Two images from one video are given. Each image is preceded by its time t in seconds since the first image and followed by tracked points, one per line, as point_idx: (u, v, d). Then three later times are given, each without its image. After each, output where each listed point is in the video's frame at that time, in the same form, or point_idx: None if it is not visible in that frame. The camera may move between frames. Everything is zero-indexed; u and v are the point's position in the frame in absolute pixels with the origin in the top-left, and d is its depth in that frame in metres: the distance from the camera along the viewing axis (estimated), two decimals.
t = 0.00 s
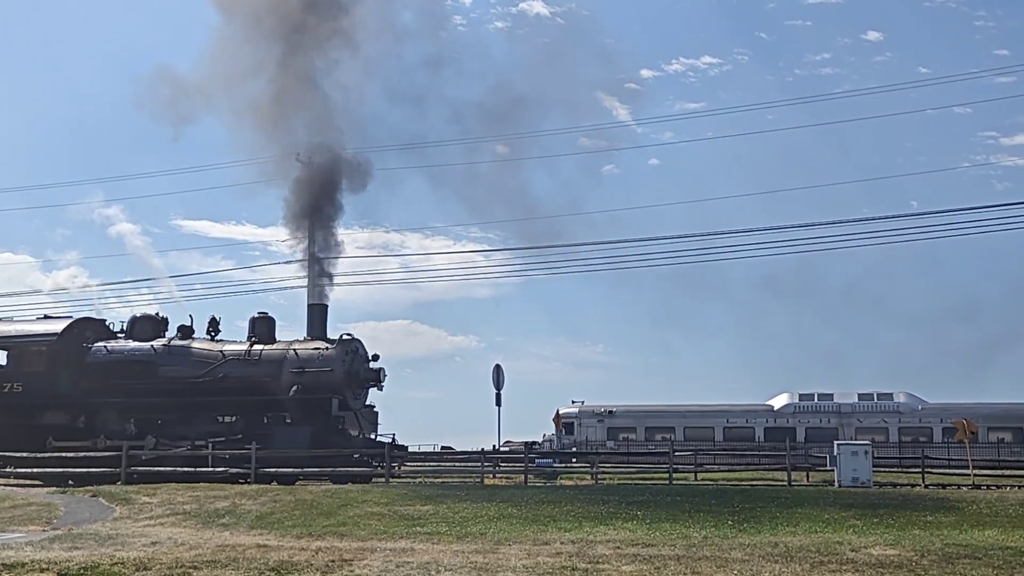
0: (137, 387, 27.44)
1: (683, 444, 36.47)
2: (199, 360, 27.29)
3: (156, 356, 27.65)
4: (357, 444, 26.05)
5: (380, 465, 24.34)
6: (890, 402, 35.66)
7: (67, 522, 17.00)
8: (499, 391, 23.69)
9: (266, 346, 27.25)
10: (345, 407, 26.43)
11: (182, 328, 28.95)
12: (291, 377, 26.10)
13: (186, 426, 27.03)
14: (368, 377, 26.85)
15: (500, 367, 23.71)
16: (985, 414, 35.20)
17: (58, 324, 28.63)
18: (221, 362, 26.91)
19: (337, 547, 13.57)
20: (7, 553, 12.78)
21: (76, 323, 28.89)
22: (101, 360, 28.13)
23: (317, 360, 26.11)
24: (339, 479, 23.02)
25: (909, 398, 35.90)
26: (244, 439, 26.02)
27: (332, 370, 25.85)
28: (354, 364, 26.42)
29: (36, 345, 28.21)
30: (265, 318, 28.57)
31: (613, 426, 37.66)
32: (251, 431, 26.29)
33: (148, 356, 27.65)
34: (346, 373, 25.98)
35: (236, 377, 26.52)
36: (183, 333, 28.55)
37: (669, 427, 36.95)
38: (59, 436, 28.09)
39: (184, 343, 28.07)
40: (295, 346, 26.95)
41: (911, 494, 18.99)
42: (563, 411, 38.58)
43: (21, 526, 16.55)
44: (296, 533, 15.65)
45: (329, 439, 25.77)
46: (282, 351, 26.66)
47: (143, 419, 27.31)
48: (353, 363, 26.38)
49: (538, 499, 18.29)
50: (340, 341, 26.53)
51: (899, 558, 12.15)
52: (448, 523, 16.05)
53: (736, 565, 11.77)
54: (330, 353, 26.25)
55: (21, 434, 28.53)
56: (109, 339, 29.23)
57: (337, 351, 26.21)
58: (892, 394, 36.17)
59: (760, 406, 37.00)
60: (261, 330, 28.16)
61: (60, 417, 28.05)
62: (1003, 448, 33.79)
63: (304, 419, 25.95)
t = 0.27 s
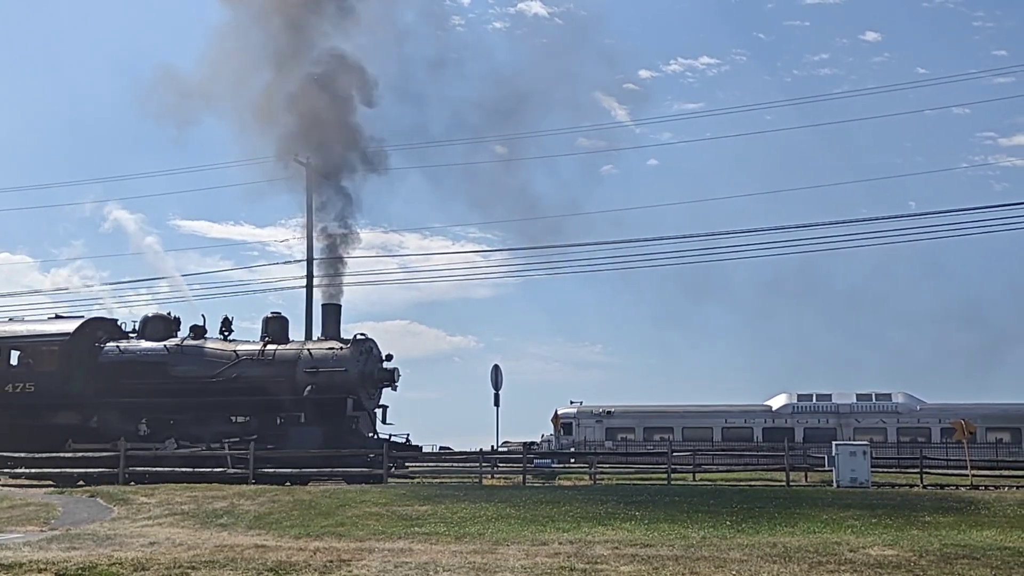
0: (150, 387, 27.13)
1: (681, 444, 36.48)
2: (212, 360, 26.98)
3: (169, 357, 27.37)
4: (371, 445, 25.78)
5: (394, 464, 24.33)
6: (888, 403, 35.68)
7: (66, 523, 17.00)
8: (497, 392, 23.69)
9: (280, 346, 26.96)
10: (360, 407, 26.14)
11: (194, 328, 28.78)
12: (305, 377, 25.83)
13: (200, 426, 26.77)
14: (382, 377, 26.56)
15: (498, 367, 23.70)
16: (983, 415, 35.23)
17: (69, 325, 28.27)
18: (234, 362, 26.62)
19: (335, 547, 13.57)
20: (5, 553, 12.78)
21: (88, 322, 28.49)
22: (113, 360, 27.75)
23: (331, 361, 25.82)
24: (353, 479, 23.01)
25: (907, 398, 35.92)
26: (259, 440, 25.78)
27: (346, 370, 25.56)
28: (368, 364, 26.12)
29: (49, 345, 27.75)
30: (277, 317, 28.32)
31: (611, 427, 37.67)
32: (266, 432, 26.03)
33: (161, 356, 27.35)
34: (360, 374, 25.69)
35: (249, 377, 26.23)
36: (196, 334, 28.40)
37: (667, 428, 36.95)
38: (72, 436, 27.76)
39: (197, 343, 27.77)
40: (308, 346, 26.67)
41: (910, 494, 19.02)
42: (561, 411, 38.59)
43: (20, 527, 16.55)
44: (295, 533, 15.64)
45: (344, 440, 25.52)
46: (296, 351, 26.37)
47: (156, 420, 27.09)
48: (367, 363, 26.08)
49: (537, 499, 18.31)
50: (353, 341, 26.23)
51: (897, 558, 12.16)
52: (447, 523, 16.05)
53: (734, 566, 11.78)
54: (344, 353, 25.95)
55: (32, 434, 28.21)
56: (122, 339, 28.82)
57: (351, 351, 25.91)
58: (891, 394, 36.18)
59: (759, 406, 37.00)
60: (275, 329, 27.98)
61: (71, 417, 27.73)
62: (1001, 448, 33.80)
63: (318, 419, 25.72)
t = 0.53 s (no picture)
0: (165, 388, 26.82)
1: (680, 445, 36.49)
2: (227, 360, 26.70)
3: (184, 357, 27.11)
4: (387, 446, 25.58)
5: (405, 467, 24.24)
6: (887, 403, 35.71)
7: (64, 523, 16.99)
8: (496, 392, 23.71)
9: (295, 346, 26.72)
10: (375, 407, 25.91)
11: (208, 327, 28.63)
12: (320, 377, 25.57)
13: (216, 426, 26.46)
14: (397, 378, 26.41)
15: (497, 367, 23.72)
16: (982, 416, 35.26)
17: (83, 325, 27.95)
18: (250, 362, 26.35)
19: (334, 548, 13.58)
20: (4, 553, 12.80)
21: (101, 323, 28.22)
22: (127, 360, 27.46)
23: (347, 360, 25.59)
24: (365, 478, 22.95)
25: (905, 399, 35.94)
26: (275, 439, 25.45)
27: (362, 370, 25.32)
28: (383, 364, 25.90)
29: (62, 345, 27.51)
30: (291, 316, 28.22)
31: (610, 427, 37.69)
32: (282, 432, 25.70)
33: (175, 356, 27.12)
34: (375, 374, 25.47)
35: (265, 377, 25.93)
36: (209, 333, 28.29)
37: (666, 428, 36.95)
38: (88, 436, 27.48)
39: (211, 343, 27.53)
40: (323, 346, 26.44)
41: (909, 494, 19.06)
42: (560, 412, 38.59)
43: (19, 527, 16.55)
44: (293, 533, 15.64)
45: (361, 440, 25.19)
46: (311, 352, 26.13)
47: (171, 421, 26.79)
48: (382, 363, 25.87)
49: (536, 500, 18.33)
50: (368, 341, 26.01)
51: (896, 559, 12.18)
52: (445, 524, 16.06)
53: (733, 566, 11.79)
54: (359, 353, 25.72)
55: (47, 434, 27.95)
56: (135, 339, 28.57)
57: (366, 351, 25.68)
58: (889, 395, 36.20)
59: (757, 407, 37.01)
60: (289, 329, 27.85)
61: (86, 418, 27.50)
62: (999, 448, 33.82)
63: (334, 419, 25.44)
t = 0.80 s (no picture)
0: (179, 387, 26.68)
1: (678, 445, 36.48)
2: (243, 360, 26.51)
3: (199, 357, 26.92)
4: (404, 446, 25.38)
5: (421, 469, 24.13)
6: (885, 403, 35.71)
7: (62, 523, 16.96)
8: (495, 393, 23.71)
9: (311, 346, 26.47)
10: (391, 406, 25.63)
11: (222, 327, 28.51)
12: (337, 377, 25.30)
13: (232, 426, 26.31)
14: (414, 377, 26.05)
15: (496, 368, 23.72)
16: (980, 416, 35.28)
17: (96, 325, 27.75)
18: (265, 361, 26.13)
19: (332, 548, 13.57)
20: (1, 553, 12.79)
21: (115, 322, 27.96)
22: (142, 360, 27.34)
23: (363, 360, 25.26)
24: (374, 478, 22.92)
25: (904, 399, 35.95)
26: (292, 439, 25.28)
27: (378, 370, 25.00)
28: (400, 363, 25.51)
29: (75, 345, 27.41)
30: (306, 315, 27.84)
31: (608, 428, 37.71)
32: (299, 431, 25.52)
33: (190, 356, 26.98)
34: (392, 374, 25.10)
35: (281, 377, 25.68)
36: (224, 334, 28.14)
37: (664, 428, 36.95)
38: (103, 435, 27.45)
39: (226, 342, 27.37)
40: (340, 345, 26.14)
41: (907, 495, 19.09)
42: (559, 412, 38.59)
43: (16, 527, 16.53)
44: (291, 533, 15.63)
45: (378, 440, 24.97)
46: (327, 351, 25.85)
47: (187, 421, 26.65)
48: (399, 363, 25.47)
49: (534, 500, 18.33)
50: (385, 340, 25.64)
51: (895, 559, 12.17)
52: (443, 524, 16.05)
53: (731, 566, 11.79)
54: (376, 353, 25.36)
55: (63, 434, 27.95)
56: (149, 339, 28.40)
57: (382, 351, 25.31)
58: (888, 395, 36.21)
59: (756, 408, 37.01)
60: (304, 328, 27.50)
61: (103, 418, 27.35)
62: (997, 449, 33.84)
63: (351, 419, 25.25)
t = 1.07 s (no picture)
0: (195, 387, 26.52)
1: (677, 445, 36.49)
2: (259, 359, 26.31)
3: (214, 356, 26.71)
4: (422, 446, 25.26)
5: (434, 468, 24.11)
6: (883, 403, 35.74)
7: (61, 523, 16.93)
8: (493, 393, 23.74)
9: (327, 345, 26.31)
10: (409, 406, 25.51)
11: (239, 327, 28.42)
12: (354, 376, 25.16)
13: (249, 426, 26.23)
14: (431, 377, 25.92)
15: (494, 368, 23.71)
16: (978, 416, 35.32)
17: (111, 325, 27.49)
18: (282, 361, 25.95)
19: (330, 548, 13.56)
20: None
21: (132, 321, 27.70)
22: (157, 359, 27.18)
23: (381, 360, 25.13)
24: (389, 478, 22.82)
25: (902, 399, 35.98)
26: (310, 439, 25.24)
27: (396, 369, 24.87)
28: (417, 363, 25.39)
29: (90, 345, 27.17)
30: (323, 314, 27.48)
31: (607, 427, 37.73)
32: (317, 431, 25.47)
33: (206, 355, 26.78)
34: (410, 373, 24.98)
35: (298, 377, 25.56)
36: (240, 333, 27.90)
37: (663, 428, 36.95)
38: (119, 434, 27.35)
39: (242, 341, 27.17)
40: (357, 345, 26.00)
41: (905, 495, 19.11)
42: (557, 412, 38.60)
43: (15, 527, 16.50)
44: (290, 533, 15.63)
45: (395, 440, 24.87)
46: (344, 351, 25.70)
47: (203, 421, 26.64)
48: (416, 363, 25.36)
49: (533, 500, 18.33)
50: (402, 340, 25.52)
51: (893, 559, 12.20)
52: (442, 524, 16.05)
53: (730, 566, 11.80)
54: (394, 352, 25.24)
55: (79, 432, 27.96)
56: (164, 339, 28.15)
57: (400, 351, 25.19)
58: (886, 395, 36.24)
59: (754, 408, 37.03)
60: (321, 328, 27.17)
61: (117, 417, 27.20)
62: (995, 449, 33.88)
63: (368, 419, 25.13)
